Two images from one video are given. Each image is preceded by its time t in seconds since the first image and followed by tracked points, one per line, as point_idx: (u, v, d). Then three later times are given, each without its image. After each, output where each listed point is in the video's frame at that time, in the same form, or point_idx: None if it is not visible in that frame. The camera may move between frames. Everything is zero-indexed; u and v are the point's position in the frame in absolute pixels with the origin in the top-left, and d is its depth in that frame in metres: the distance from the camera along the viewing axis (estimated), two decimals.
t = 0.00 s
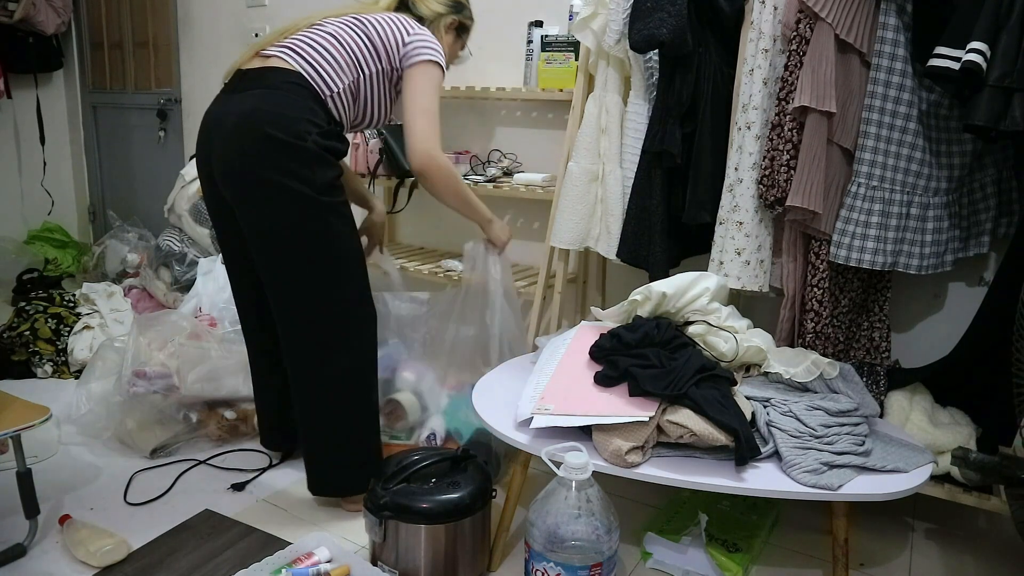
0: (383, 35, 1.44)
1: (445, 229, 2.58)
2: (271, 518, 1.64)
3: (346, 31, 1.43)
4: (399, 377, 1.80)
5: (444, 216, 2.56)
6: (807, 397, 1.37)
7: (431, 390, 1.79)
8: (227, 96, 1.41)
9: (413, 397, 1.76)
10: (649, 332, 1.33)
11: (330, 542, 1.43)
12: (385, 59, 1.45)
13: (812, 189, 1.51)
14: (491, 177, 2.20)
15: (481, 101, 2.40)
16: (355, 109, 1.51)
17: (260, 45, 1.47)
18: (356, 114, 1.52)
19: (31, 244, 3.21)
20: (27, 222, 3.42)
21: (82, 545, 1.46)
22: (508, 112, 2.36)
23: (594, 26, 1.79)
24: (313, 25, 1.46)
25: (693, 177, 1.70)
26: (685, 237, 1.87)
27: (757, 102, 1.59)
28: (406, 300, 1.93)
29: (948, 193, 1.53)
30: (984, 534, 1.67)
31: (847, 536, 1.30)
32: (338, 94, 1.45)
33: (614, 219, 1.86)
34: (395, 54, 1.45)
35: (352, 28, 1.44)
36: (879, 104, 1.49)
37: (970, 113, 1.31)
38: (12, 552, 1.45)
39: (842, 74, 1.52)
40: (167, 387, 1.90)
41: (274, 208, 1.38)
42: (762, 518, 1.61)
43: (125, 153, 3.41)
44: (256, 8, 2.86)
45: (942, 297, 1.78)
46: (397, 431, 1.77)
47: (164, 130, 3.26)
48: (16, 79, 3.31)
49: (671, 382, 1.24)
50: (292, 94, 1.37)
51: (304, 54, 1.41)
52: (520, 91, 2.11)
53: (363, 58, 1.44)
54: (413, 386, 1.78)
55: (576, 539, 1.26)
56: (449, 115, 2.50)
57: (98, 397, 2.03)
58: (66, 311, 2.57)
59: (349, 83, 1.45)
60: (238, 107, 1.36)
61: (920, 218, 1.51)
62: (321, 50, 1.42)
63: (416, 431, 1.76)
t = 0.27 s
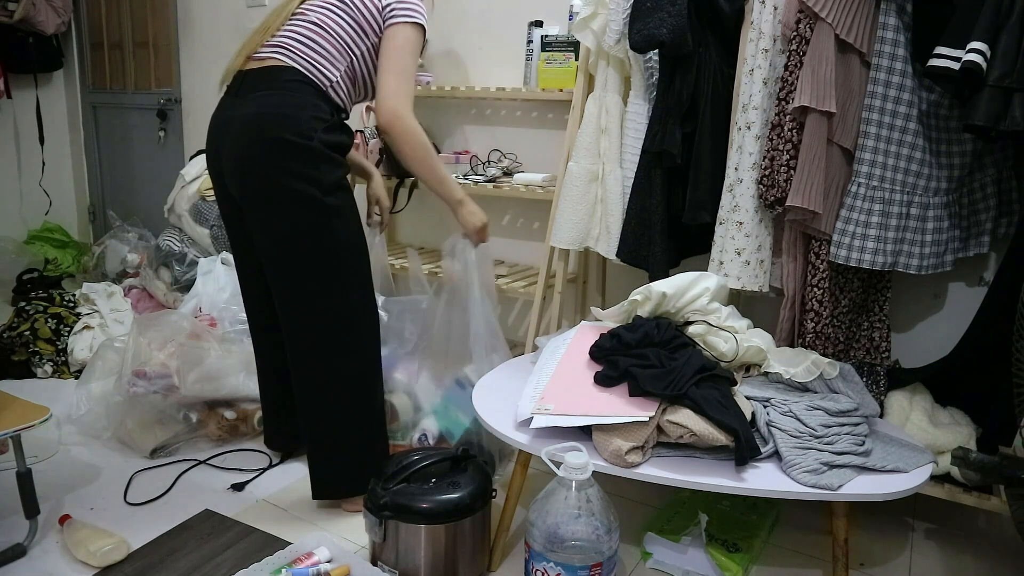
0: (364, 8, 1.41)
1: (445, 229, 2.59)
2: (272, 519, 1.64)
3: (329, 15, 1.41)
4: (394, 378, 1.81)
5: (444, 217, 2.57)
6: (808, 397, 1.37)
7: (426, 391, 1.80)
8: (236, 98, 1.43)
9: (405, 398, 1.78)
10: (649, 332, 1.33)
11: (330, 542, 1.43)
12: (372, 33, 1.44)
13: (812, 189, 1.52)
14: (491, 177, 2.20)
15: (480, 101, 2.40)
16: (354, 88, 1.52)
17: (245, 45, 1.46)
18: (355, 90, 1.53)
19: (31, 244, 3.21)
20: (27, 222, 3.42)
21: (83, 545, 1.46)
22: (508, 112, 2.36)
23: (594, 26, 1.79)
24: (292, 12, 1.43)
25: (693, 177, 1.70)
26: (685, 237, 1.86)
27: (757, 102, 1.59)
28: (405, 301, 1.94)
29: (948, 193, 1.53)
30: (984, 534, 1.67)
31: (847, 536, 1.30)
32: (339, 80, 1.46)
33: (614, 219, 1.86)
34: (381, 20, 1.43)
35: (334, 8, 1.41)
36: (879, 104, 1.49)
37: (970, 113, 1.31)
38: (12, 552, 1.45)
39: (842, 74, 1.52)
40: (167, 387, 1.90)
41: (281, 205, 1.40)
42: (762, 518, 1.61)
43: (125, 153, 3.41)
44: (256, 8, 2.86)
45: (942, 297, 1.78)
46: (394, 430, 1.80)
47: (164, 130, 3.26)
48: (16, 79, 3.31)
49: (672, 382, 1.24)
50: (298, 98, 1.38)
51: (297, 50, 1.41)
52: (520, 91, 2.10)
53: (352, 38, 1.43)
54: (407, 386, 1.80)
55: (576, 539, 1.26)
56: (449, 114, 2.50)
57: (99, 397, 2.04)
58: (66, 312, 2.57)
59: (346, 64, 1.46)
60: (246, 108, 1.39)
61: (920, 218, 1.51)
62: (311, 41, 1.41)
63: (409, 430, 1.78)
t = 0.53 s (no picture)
0: None
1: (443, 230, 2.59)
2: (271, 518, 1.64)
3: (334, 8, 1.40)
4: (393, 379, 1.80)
5: (444, 217, 2.57)
6: (807, 397, 1.37)
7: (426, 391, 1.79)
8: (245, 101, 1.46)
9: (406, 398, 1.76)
10: (649, 332, 1.33)
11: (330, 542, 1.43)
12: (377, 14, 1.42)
13: (812, 189, 1.52)
14: (491, 177, 2.20)
15: (480, 101, 2.40)
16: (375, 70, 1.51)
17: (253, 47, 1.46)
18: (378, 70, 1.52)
19: (31, 244, 3.21)
20: (27, 222, 3.42)
21: (82, 545, 1.46)
22: (508, 112, 2.36)
23: (594, 26, 1.79)
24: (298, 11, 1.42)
25: (693, 177, 1.70)
26: (685, 237, 1.86)
27: (757, 102, 1.59)
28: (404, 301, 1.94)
29: (949, 193, 1.53)
30: (984, 534, 1.67)
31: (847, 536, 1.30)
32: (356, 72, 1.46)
33: (615, 219, 1.86)
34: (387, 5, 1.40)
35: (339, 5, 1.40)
36: (879, 104, 1.49)
37: (970, 113, 1.31)
38: (12, 552, 1.45)
39: (842, 74, 1.52)
40: (167, 387, 1.90)
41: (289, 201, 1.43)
42: (762, 518, 1.61)
43: (125, 153, 3.41)
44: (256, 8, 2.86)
45: (942, 297, 1.78)
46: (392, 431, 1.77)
47: (164, 130, 3.26)
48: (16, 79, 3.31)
49: (672, 382, 1.24)
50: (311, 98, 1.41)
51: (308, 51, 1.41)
52: (520, 91, 2.11)
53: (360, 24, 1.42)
54: (407, 387, 1.78)
55: (576, 539, 1.26)
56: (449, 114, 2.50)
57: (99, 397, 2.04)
58: (66, 312, 2.57)
59: (360, 54, 1.45)
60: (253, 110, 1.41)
61: (920, 218, 1.51)
62: (322, 41, 1.41)
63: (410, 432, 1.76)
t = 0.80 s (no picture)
0: None
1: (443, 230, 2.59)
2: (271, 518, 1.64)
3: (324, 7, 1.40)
4: (392, 379, 1.78)
5: (444, 217, 2.57)
6: (808, 397, 1.37)
7: (428, 391, 1.78)
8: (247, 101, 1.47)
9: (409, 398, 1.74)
10: (649, 332, 1.33)
11: (330, 542, 1.43)
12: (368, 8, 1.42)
13: (812, 189, 1.52)
14: (491, 177, 2.20)
15: (480, 101, 2.40)
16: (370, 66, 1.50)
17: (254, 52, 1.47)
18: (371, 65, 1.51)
19: (31, 244, 3.21)
20: (27, 222, 3.42)
21: (83, 545, 1.46)
22: (508, 112, 2.36)
23: (594, 26, 1.79)
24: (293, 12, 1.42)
25: (693, 177, 1.70)
26: (685, 237, 1.86)
27: (757, 102, 1.59)
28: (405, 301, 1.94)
29: (949, 193, 1.53)
30: (985, 534, 1.67)
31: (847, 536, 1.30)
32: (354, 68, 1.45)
33: (615, 219, 1.86)
34: None
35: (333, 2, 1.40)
36: (879, 104, 1.49)
37: (970, 114, 1.31)
38: (12, 552, 1.45)
39: (842, 74, 1.52)
40: (167, 387, 1.90)
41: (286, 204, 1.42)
42: (761, 518, 1.61)
43: (125, 153, 3.41)
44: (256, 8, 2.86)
45: (942, 297, 1.78)
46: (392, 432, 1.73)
47: (164, 130, 3.26)
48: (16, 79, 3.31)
49: (672, 382, 1.24)
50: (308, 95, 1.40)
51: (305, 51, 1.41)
52: (520, 91, 2.10)
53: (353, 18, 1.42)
54: (406, 387, 1.77)
55: (576, 539, 1.26)
56: (448, 114, 2.50)
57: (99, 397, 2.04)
58: (66, 312, 2.57)
59: (357, 48, 1.44)
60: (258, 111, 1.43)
61: (920, 218, 1.51)
62: (317, 39, 1.40)
63: (412, 433, 1.73)
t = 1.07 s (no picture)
0: None
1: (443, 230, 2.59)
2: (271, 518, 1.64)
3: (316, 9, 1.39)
4: (393, 379, 1.79)
5: (444, 217, 2.56)
6: (807, 397, 1.37)
7: (429, 391, 1.79)
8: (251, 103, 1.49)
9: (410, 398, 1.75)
10: (650, 332, 1.33)
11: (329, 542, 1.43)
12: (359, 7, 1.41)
13: (812, 189, 1.52)
14: (491, 177, 2.20)
15: (480, 101, 2.40)
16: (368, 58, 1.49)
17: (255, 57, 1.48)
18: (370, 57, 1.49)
19: (31, 244, 3.21)
20: (27, 222, 3.42)
21: (82, 545, 1.46)
22: (508, 112, 2.36)
23: (594, 26, 1.79)
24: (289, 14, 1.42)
25: (693, 177, 1.70)
26: (685, 237, 1.87)
27: (757, 102, 1.59)
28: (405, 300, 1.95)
29: (949, 193, 1.53)
30: (985, 534, 1.67)
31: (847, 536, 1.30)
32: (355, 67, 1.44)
33: (615, 219, 1.86)
34: None
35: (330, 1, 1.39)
36: (879, 104, 1.49)
37: (970, 114, 1.31)
38: (12, 552, 1.45)
39: (842, 74, 1.52)
40: (167, 387, 1.90)
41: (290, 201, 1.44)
42: (761, 518, 1.61)
43: (125, 153, 3.41)
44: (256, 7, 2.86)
45: (942, 297, 1.78)
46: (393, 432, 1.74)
47: (164, 130, 3.26)
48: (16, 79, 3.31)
49: (672, 382, 1.24)
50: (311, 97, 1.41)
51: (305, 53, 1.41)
52: (520, 91, 2.10)
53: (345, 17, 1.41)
54: (407, 387, 1.78)
55: (576, 539, 1.26)
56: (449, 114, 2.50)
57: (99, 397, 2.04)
58: (66, 312, 2.57)
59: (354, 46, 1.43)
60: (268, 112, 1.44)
61: (920, 218, 1.51)
62: (316, 40, 1.40)
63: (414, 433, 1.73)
